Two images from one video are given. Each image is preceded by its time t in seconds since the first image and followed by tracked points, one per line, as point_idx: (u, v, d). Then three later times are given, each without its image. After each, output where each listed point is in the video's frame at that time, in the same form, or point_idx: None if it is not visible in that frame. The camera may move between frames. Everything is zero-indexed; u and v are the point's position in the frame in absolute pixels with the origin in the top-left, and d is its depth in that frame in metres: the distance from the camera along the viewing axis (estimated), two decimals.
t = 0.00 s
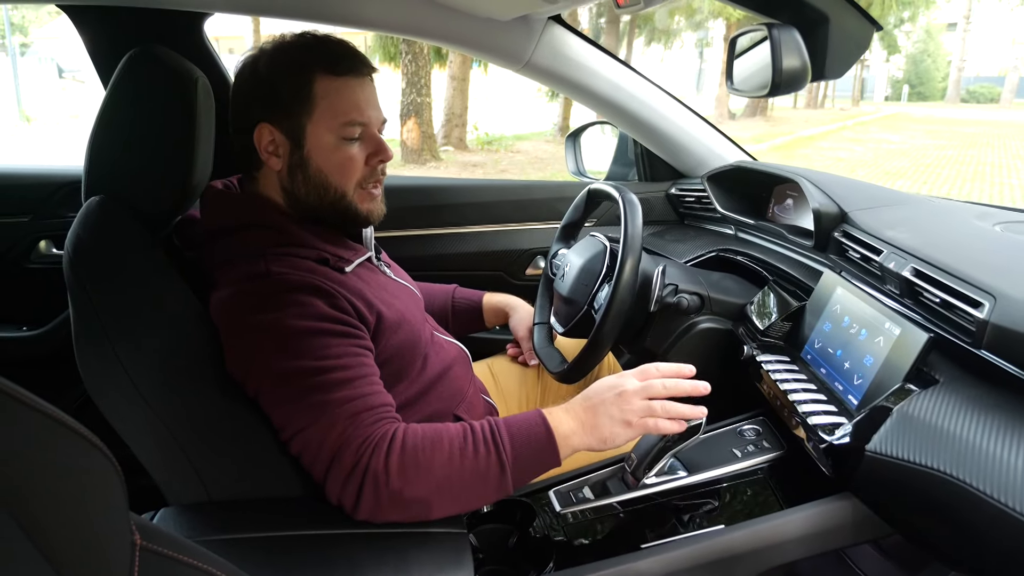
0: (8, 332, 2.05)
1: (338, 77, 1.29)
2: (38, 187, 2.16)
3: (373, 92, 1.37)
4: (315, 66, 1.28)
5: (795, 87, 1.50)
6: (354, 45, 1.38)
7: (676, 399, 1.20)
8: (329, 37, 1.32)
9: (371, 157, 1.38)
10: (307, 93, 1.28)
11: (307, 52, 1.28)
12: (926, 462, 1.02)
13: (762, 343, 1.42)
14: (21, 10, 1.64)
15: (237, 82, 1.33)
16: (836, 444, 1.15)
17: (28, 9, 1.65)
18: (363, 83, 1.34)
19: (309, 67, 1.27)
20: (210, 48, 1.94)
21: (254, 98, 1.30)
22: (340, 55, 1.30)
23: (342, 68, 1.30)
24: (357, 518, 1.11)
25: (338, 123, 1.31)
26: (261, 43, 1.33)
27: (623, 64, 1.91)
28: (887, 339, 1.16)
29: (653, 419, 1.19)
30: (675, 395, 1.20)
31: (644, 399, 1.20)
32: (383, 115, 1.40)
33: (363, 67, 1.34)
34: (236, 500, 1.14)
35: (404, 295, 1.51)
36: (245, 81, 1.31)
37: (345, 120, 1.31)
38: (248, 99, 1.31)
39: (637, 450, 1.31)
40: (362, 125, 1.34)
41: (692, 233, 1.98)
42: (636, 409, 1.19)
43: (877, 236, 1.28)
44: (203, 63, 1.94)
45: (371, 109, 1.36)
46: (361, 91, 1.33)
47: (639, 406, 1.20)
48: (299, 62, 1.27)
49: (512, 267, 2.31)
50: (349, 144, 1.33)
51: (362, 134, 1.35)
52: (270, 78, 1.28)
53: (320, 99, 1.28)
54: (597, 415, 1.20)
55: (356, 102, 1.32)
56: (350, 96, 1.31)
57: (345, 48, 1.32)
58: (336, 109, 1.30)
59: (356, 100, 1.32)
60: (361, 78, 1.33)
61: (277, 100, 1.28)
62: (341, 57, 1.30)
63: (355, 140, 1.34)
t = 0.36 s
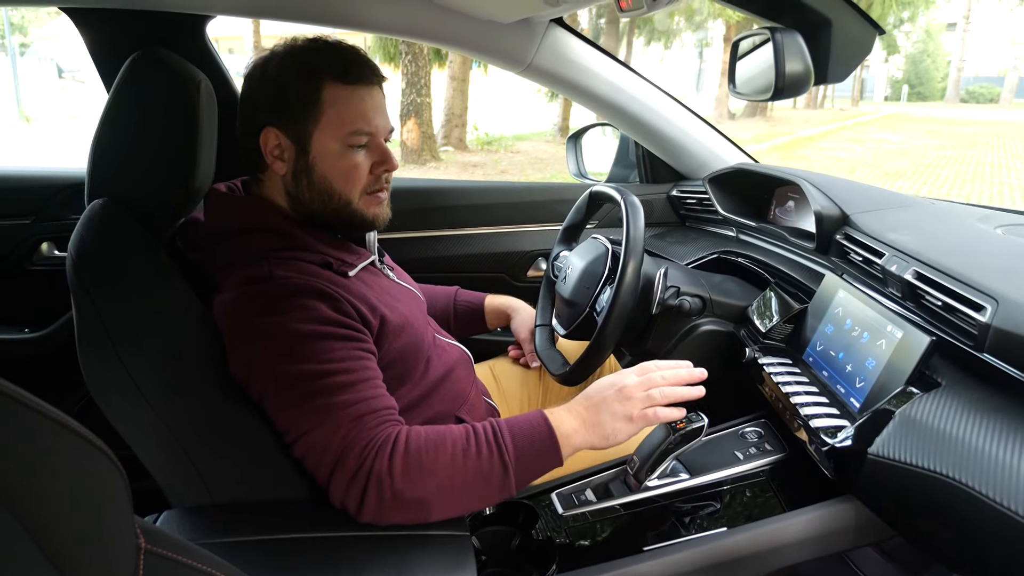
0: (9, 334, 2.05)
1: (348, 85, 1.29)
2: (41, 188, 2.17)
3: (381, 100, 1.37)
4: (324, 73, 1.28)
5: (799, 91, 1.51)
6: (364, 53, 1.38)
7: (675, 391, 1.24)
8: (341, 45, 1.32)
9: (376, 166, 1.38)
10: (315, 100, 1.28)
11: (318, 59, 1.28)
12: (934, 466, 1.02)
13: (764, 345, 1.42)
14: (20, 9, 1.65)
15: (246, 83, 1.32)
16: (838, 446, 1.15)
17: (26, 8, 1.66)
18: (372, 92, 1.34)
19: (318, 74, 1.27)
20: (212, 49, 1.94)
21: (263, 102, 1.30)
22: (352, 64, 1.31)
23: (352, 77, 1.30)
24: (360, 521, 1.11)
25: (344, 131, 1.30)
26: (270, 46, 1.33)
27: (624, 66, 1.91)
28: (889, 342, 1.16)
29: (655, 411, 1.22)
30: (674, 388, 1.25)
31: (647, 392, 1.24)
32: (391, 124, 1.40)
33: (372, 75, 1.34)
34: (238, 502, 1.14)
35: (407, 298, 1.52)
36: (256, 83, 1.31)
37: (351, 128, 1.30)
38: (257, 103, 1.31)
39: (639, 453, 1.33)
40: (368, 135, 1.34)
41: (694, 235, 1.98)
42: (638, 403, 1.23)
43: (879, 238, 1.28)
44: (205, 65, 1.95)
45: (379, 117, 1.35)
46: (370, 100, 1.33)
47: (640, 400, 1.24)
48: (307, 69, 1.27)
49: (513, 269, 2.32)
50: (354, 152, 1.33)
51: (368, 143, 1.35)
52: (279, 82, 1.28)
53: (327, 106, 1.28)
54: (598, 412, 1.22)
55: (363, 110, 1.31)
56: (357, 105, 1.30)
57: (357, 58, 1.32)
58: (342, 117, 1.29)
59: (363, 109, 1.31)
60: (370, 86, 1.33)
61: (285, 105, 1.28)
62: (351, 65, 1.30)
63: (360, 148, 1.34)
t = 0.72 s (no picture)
0: (8, 334, 2.05)
1: (353, 80, 1.29)
2: (41, 188, 2.17)
3: (386, 99, 1.37)
4: (330, 69, 1.27)
5: (799, 90, 1.51)
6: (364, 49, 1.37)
7: (666, 343, 1.16)
8: (347, 43, 1.33)
9: (378, 162, 1.37)
10: (322, 94, 1.27)
11: (323, 54, 1.28)
12: (936, 466, 1.01)
13: (765, 344, 1.42)
14: (18, 9, 1.64)
15: (251, 82, 1.33)
16: (838, 445, 1.15)
17: (25, 7, 1.65)
18: (377, 89, 1.34)
19: (323, 70, 1.27)
20: (211, 48, 1.94)
21: (269, 97, 1.30)
22: (357, 59, 1.30)
23: (358, 73, 1.30)
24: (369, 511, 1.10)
25: (349, 125, 1.29)
26: (277, 43, 1.33)
27: (624, 65, 1.91)
28: (890, 342, 1.16)
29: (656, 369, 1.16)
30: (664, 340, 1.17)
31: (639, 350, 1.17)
32: (393, 122, 1.39)
33: (377, 72, 1.33)
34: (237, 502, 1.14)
35: (406, 298, 1.51)
36: (263, 76, 1.30)
37: (356, 122, 1.30)
38: (261, 99, 1.31)
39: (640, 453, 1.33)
40: (372, 129, 1.33)
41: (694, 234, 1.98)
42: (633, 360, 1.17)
43: (880, 238, 1.28)
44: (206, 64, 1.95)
45: (383, 113, 1.35)
46: (374, 96, 1.33)
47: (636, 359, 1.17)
48: (314, 64, 1.27)
49: (513, 268, 2.31)
50: (359, 146, 1.32)
51: (372, 138, 1.34)
52: (285, 77, 1.28)
53: (333, 100, 1.28)
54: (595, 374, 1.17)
55: (368, 105, 1.31)
56: (362, 100, 1.30)
57: (363, 54, 1.32)
58: (347, 112, 1.29)
59: (369, 104, 1.31)
60: (376, 83, 1.34)
61: (290, 99, 1.28)
62: (358, 61, 1.30)
63: (364, 143, 1.33)
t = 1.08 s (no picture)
0: (10, 334, 2.04)
1: (367, 80, 1.30)
2: (43, 188, 2.16)
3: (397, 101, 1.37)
4: (343, 70, 1.28)
5: (806, 89, 1.51)
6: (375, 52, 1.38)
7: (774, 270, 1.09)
8: (358, 44, 1.33)
9: (388, 161, 1.37)
10: (337, 94, 1.27)
11: (336, 55, 1.28)
12: (936, 465, 1.02)
13: (770, 345, 1.42)
14: (19, 8, 1.63)
15: (262, 79, 1.33)
16: (845, 446, 1.15)
17: (26, 7, 1.65)
18: (389, 91, 1.35)
19: (338, 70, 1.27)
20: (212, 47, 1.94)
21: (280, 95, 1.29)
22: (371, 59, 1.31)
23: (372, 74, 1.30)
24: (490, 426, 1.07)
25: (363, 122, 1.30)
26: (289, 44, 1.34)
27: (627, 64, 1.89)
28: (896, 342, 1.15)
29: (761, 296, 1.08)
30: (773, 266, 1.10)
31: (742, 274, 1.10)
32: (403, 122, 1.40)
33: (390, 72, 1.35)
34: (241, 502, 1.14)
35: (416, 296, 1.50)
36: (275, 76, 1.30)
37: (370, 120, 1.30)
38: (273, 97, 1.30)
39: (644, 452, 1.30)
40: (385, 125, 1.33)
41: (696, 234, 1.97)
42: (739, 281, 1.09)
43: (886, 238, 1.27)
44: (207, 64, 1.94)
45: (394, 112, 1.35)
46: (388, 96, 1.34)
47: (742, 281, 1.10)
48: (330, 63, 1.27)
49: (516, 268, 2.31)
50: (371, 146, 1.32)
51: (384, 138, 1.34)
52: (297, 76, 1.28)
53: (347, 100, 1.28)
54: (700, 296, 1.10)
55: (381, 103, 1.31)
56: (375, 99, 1.31)
57: (374, 53, 1.33)
58: (361, 108, 1.29)
59: (382, 104, 1.32)
60: (388, 85, 1.34)
61: (304, 98, 1.27)
62: (371, 62, 1.31)
63: (376, 142, 1.33)
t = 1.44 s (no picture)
0: (11, 335, 2.04)
1: (383, 79, 1.32)
2: (45, 189, 2.16)
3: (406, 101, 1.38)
4: (361, 68, 1.29)
5: (811, 90, 1.51)
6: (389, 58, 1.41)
7: (830, 352, 0.93)
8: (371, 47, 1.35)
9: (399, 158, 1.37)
10: (352, 89, 1.28)
11: (349, 55, 1.30)
12: (937, 466, 1.02)
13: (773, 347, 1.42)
14: (21, 8, 1.64)
15: (278, 75, 1.33)
16: (850, 448, 1.16)
17: (27, 7, 1.65)
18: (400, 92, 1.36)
19: (356, 66, 1.29)
20: (213, 46, 1.93)
21: (296, 90, 1.29)
22: (384, 60, 1.33)
23: (386, 74, 1.32)
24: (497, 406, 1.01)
25: (377, 118, 1.30)
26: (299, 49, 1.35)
27: (629, 64, 1.89)
28: (900, 345, 1.14)
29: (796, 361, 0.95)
30: (831, 351, 0.94)
31: (791, 344, 0.96)
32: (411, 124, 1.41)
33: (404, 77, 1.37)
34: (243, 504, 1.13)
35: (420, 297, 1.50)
36: (288, 73, 1.31)
37: (383, 116, 1.31)
38: (288, 93, 1.30)
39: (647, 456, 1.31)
40: (397, 123, 1.34)
41: (699, 235, 1.97)
42: (783, 347, 0.96)
43: (890, 239, 1.27)
44: (209, 64, 1.94)
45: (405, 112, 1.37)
46: (400, 98, 1.35)
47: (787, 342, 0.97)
48: (348, 60, 1.29)
49: (518, 269, 2.31)
50: (385, 140, 1.32)
51: (396, 135, 1.34)
52: (310, 74, 1.28)
53: (364, 95, 1.29)
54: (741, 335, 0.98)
55: (394, 102, 1.32)
56: (388, 98, 1.32)
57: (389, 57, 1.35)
58: (377, 106, 1.30)
59: (394, 103, 1.33)
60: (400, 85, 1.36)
61: (320, 93, 1.28)
62: (383, 62, 1.33)
63: (390, 138, 1.33)
